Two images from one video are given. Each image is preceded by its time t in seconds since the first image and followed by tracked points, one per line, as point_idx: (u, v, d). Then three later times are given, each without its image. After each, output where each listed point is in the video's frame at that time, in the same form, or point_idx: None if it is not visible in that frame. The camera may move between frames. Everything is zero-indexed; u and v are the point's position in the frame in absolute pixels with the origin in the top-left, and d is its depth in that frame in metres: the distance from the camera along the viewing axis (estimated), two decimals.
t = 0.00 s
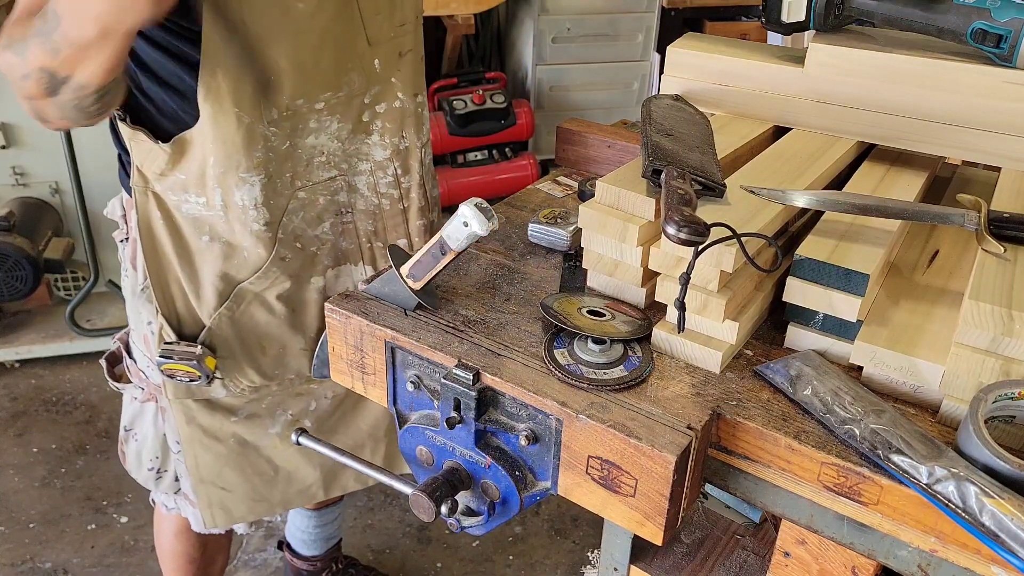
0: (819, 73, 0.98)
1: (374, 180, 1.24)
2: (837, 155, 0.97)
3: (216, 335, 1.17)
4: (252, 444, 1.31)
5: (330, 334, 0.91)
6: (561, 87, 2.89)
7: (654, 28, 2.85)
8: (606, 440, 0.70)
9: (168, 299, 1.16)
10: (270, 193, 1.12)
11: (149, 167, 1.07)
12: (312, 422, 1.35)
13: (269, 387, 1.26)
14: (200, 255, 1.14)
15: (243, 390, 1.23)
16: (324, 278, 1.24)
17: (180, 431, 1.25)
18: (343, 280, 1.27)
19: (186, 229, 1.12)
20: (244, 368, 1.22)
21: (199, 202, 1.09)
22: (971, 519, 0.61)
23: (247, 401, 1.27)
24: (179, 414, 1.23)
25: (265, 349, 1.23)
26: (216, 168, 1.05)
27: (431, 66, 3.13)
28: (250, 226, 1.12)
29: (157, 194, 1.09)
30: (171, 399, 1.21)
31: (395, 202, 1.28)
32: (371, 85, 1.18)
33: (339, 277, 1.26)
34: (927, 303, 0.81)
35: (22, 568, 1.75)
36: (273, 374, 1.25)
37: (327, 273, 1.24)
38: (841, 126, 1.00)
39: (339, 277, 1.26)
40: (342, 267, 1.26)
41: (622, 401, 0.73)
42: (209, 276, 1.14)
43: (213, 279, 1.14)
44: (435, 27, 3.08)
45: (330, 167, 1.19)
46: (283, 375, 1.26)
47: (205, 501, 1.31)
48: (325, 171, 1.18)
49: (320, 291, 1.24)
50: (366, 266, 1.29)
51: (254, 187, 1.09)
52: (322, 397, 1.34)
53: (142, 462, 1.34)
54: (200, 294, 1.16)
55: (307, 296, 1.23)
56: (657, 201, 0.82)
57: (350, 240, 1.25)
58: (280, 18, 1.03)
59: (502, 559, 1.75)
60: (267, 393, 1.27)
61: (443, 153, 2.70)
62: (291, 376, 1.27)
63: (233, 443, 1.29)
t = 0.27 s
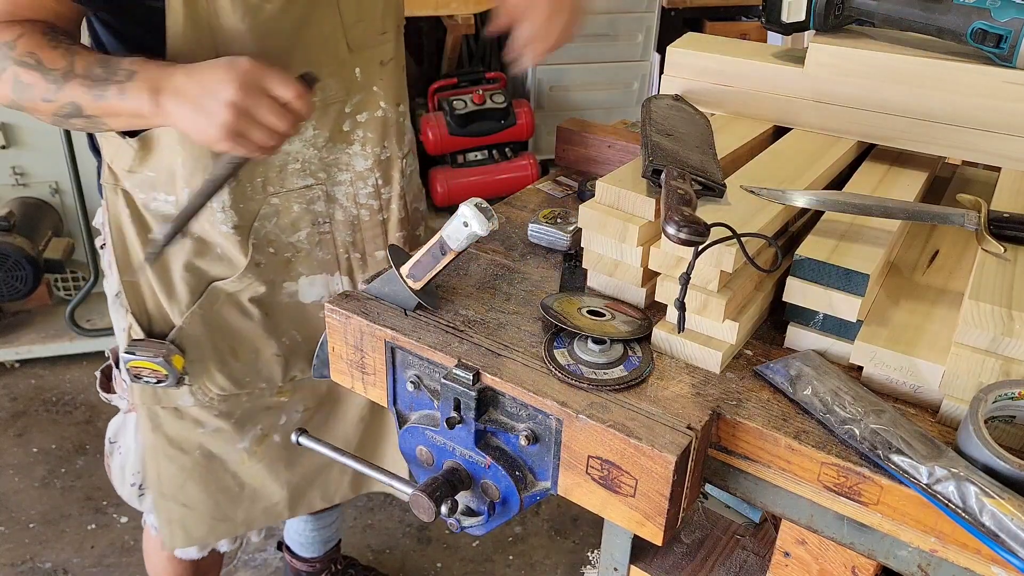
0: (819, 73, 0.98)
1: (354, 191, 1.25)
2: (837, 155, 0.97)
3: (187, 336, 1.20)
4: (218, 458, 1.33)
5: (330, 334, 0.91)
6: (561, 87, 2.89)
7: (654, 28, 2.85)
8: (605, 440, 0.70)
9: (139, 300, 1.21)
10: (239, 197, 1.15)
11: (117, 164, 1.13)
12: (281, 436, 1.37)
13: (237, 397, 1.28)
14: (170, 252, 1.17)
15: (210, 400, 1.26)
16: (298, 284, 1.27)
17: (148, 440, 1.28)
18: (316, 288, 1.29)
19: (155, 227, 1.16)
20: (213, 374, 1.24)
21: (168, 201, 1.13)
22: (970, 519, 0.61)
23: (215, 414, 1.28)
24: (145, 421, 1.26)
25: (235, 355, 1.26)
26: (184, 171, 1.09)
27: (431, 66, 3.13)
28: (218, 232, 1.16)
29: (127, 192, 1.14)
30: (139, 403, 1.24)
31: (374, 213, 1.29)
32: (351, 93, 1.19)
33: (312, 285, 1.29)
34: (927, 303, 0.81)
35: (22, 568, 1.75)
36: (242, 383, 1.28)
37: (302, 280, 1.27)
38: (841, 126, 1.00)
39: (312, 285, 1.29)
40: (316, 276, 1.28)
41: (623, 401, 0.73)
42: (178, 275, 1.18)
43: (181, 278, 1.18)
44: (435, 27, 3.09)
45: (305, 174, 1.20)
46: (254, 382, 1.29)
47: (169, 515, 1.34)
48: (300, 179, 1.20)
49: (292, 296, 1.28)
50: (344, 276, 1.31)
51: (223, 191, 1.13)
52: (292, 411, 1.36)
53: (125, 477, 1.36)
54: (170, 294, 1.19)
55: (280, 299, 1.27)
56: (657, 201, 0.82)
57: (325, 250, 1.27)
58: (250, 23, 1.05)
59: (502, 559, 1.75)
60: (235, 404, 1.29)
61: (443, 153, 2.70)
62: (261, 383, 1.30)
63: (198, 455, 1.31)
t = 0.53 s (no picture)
0: (819, 73, 0.98)
1: (321, 214, 1.24)
2: (837, 155, 0.97)
3: (148, 368, 1.18)
4: (184, 491, 1.33)
5: (330, 335, 0.91)
6: (561, 87, 2.89)
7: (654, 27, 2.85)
8: (605, 440, 0.71)
9: (98, 335, 1.18)
10: (205, 219, 1.13)
11: (71, 191, 1.10)
12: (249, 470, 1.36)
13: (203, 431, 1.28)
14: (129, 281, 1.15)
15: (175, 434, 1.25)
16: (265, 311, 1.26)
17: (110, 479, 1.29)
18: (285, 315, 1.27)
19: (113, 255, 1.13)
20: (178, 409, 1.24)
21: (127, 226, 1.11)
22: (970, 519, 0.61)
23: (180, 446, 1.28)
24: (107, 459, 1.26)
25: (201, 388, 1.25)
26: (150, 189, 1.08)
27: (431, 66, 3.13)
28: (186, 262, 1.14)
29: (80, 220, 1.11)
30: (99, 443, 1.24)
31: (344, 235, 1.27)
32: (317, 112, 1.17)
33: (282, 311, 1.27)
34: (927, 303, 0.81)
35: (22, 568, 1.75)
36: (208, 415, 1.27)
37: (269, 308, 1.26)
38: (841, 126, 1.00)
39: (280, 313, 1.27)
40: (285, 301, 1.26)
41: (623, 401, 0.73)
42: (139, 306, 1.16)
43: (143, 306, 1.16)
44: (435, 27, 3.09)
45: (271, 198, 1.17)
46: (220, 416, 1.28)
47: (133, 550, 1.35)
48: (266, 202, 1.17)
49: (260, 323, 1.26)
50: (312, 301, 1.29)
51: (189, 213, 1.10)
52: (260, 442, 1.35)
53: (78, 514, 1.42)
54: (132, 326, 1.17)
55: (246, 329, 1.26)
56: (656, 201, 0.82)
57: (294, 275, 1.25)
58: (211, 39, 1.02)
59: (502, 560, 1.75)
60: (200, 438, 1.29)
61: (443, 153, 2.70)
62: (228, 416, 1.29)
63: (162, 490, 1.31)
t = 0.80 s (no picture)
0: (819, 73, 0.98)
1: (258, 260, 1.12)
2: (837, 155, 0.97)
3: (77, 450, 1.01)
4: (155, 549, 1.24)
5: (330, 335, 0.91)
6: (561, 87, 2.89)
7: (654, 27, 2.85)
8: (606, 441, 0.70)
9: (6, 428, 0.98)
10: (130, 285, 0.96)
11: None
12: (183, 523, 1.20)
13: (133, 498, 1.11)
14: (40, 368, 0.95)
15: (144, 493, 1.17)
16: (186, 365, 1.09)
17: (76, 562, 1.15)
18: (205, 363, 1.11)
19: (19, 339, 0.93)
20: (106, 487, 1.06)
21: (37, 304, 0.92)
22: (970, 519, 0.61)
23: (107, 523, 1.09)
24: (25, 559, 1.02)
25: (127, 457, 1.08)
26: (70, 261, 0.90)
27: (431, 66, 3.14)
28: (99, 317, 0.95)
29: None
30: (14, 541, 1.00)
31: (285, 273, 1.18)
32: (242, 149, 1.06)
33: (202, 362, 1.10)
34: (927, 303, 0.81)
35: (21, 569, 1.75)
36: (137, 484, 1.10)
37: (189, 359, 1.09)
38: (842, 126, 1.00)
39: (205, 363, 1.11)
40: (207, 351, 1.10)
41: (623, 401, 0.73)
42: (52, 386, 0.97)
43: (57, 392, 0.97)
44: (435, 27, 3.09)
45: (198, 251, 1.03)
46: (148, 481, 1.12)
47: None
48: (191, 257, 1.03)
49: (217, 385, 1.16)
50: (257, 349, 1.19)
51: (115, 284, 0.94)
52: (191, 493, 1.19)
53: None
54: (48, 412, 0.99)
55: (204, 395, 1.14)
56: (656, 201, 0.82)
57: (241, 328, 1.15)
58: (137, 99, 0.88)
59: (502, 560, 1.74)
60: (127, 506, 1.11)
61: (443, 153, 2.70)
62: (155, 478, 1.13)
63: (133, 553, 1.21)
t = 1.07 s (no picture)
0: (819, 74, 0.98)
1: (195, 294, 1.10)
2: (837, 155, 0.97)
3: (28, 499, 0.97)
4: None
5: (329, 335, 0.91)
6: (561, 87, 2.89)
7: (654, 27, 2.85)
8: (606, 441, 0.70)
9: None
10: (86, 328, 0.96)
11: None
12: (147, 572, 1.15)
13: (96, 548, 1.06)
14: None
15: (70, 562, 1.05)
16: (147, 402, 1.07)
17: None
18: (165, 399, 1.09)
19: None
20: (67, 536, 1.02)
21: None
22: (970, 519, 0.61)
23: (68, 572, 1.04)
24: None
25: (88, 506, 1.03)
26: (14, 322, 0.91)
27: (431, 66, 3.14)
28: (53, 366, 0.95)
29: None
30: None
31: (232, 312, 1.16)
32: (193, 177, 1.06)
33: (162, 397, 1.09)
34: (927, 303, 0.81)
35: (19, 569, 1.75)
36: (101, 532, 1.06)
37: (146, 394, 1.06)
38: (842, 126, 1.00)
39: (163, 397, 1.09)
40: (164, 384, 1.08)
41: (623, 401, 0.73)
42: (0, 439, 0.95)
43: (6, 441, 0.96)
44: (435, 27, 3.10)
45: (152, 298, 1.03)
46: (112, 530, 1.07)
47: None
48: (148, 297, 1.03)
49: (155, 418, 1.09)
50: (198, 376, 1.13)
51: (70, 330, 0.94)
52: (156, 539, 1.14)
53: None
54: None
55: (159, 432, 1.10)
56: (657, 202, 0.82)
57: (173, 354, 1.09)
58: (104, 124, 0.89)
59: (502, 560, 1.74)
60: (93, 556, 1.06)
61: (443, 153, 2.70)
62: (120, 526, 1.08)
63: None
